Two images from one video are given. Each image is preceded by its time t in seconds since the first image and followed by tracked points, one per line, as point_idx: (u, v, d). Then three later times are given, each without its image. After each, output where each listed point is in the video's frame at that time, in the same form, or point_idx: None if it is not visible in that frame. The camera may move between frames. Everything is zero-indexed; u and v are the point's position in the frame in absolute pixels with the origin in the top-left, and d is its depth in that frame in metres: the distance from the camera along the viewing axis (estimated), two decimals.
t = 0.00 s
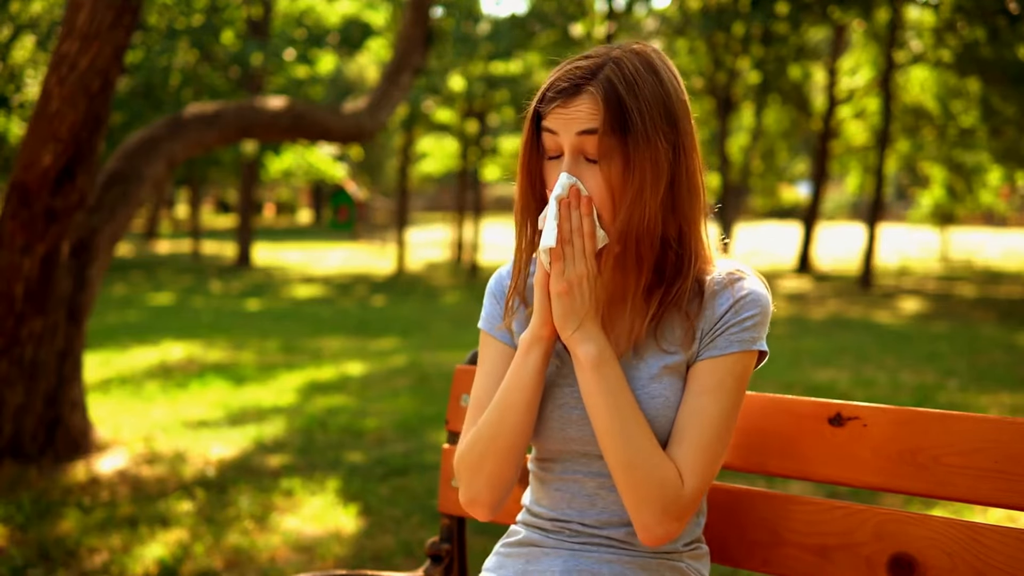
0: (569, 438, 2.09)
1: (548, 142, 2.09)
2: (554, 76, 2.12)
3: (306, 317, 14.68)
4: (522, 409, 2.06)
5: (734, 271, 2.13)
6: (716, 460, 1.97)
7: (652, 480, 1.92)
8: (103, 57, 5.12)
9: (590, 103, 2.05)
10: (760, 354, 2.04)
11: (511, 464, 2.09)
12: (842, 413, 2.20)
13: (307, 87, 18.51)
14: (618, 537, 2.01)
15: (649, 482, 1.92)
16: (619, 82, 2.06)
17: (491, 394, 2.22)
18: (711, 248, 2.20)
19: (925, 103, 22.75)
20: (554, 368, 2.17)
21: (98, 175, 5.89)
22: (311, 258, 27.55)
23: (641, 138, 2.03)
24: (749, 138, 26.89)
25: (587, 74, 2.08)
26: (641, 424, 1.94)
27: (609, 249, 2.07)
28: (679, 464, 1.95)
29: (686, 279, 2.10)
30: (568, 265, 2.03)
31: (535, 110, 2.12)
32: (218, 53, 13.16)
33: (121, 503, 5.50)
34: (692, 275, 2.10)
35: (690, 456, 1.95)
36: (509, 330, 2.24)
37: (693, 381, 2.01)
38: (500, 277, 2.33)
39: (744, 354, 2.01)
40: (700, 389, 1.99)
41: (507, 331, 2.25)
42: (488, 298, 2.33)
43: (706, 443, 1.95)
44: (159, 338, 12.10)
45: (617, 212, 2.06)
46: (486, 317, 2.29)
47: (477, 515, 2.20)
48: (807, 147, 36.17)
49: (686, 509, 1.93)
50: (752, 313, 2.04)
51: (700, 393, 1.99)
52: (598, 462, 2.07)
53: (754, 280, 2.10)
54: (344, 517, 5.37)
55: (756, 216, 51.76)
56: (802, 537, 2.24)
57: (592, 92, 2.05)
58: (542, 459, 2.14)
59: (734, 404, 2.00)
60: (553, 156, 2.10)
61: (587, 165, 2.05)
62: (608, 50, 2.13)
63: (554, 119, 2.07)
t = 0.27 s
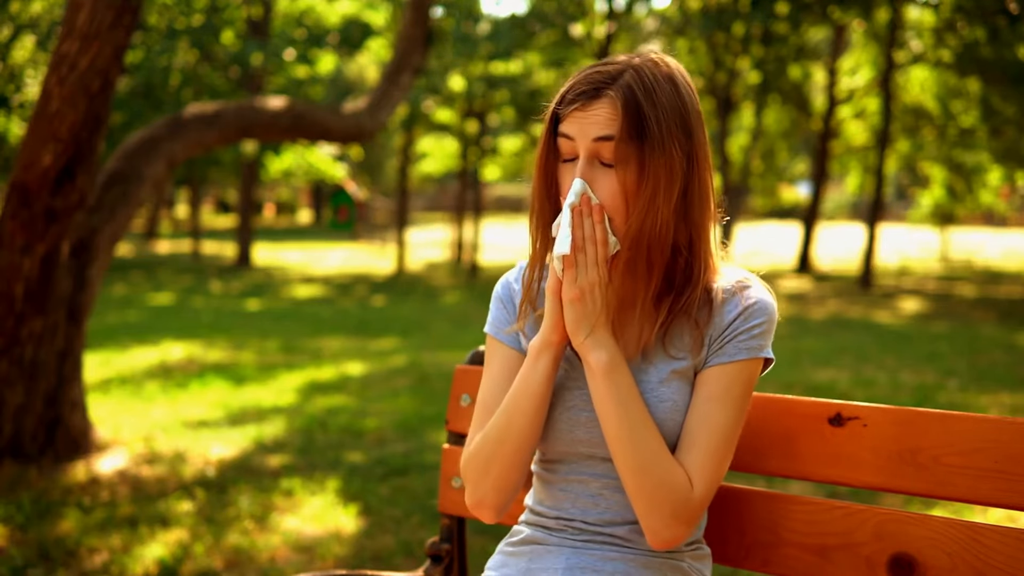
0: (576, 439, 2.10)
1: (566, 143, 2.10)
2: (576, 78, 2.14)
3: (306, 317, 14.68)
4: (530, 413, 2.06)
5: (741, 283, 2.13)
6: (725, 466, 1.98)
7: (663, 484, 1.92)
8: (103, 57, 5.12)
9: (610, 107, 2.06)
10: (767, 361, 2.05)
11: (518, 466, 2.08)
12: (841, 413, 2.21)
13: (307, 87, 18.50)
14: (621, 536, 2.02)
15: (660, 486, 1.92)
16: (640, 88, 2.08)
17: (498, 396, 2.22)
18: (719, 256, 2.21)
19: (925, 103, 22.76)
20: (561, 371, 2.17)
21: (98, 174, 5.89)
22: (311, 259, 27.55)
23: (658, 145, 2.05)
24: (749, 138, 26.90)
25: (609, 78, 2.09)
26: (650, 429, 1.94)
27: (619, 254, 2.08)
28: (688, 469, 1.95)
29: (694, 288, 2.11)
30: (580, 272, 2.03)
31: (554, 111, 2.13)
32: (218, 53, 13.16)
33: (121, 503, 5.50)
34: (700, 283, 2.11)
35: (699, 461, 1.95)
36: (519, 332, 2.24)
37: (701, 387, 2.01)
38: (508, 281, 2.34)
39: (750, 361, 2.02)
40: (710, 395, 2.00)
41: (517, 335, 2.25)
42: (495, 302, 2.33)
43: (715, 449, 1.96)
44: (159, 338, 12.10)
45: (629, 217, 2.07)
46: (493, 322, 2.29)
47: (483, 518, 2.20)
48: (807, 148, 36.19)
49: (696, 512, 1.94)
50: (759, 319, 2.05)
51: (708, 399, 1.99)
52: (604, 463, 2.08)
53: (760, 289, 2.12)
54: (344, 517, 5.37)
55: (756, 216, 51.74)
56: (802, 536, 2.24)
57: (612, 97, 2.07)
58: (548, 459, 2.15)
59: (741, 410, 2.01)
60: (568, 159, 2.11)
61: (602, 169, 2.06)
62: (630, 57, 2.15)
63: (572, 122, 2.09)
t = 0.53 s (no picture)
0: (583, 438, 2.12)
1: (585, 135, 2.16)
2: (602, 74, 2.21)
3: (306, 317, 14.68)
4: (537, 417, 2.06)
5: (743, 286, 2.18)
6: (739, 466, 2.01)
7: (681, 484, 1.93)
8: (103, 57, 5.12)
9: (633, 102, 2.13)
10: (773, 361, 2.08)
11: (523, 469, 2.09)
12: (842, 413, 2.20)
13: (307, 87, 18.49)
14: (626, 535, 2.05)
15: (675, 484, 1.93)
16: (663, 87, 2.14)
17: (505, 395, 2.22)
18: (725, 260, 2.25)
19: (925, 103, 22.77)
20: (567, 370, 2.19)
21: (98, 174, 5.89)
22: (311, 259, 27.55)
23: (676, 143, 2.10)
24: (749, 138, 26.90)
25: (633, 75, 2.16)
26: (662, 432, 1.95)
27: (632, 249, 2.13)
28: (702, 467, 1.97)
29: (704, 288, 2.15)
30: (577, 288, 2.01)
31: (577, 106, 2.20)
32: (218, 53, 13.16)
33: (121, 503, 5.50)
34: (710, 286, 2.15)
35: (711, 460, 1.98)
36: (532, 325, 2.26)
37: (711, 389, 2.05)
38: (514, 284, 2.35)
39: (757, 361, 2.05)
40: (720, 397, 2.03)
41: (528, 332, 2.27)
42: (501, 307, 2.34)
43: (729, 448, 1.99)
44: (159, 338, 12.10)
45: (644, 212, 2.11)
46: (499, 327, 2.30)
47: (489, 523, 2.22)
48: (807, 148, 36.19)
49: (714, 511, 1.97)
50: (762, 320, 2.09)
51: (719, 401, 2.03)
52: (608, 462, 2.10)
53: (765, 291, 2.16)
54: (344, 517, 5.37)
55: (756, 216, 51.75)
56: (802, 536, 2.24)
57: (637, 91, 2.13)
58: (552, 457, 2.17)
59: (751, 410, 2.04)
60: (587, 152, 2.17)
61: (621, 161, 2.11)
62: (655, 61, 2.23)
63: (594, 117, 2.15)
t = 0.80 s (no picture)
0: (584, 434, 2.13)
1: (600, 131, 2.21)
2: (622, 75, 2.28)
3: (306, 317, 14.68)
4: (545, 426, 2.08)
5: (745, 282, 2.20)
6: (754, 464, 2.04)
7: (702, 489, 1.96)
8: (103, 56, 5.12)
9: (653, 101, 2.19)
10: (777, 356, 2.09)
11: (530, 473, 2.12)
12: (842, 413, 2.21)
13: (307, 87, 18.49)
14: (629, 532, 2.07)
15: (693, 486, 1.96)
16: (682, 92, 2.21)
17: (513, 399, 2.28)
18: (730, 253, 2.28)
19: (925, 103, 22.77)
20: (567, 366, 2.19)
21: (98, 174, 5.89)
22: (311, 258, 27.54)
23: (692, 144, 2.16)
24: (749, 138, 26.90)
25: (653, 77, 2.23)
26: (670, 435, 1.96)
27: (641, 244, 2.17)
28: (719, 468, 2.01)
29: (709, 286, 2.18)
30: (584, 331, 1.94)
31: (594, 104, 2.26)
32: (218, 53, 13.15)
33: (121, 503, 5.50)
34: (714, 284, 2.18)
35: (728, 460, 2.01)
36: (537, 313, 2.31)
37: (718, 390, 2.07)
38: (514, 289, 2.37)
39: (763, 357, 2.07)
40: (730, 397, 2.05)
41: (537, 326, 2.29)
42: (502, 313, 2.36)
43: (743, 447, 2.02)
44: (159, 338, 12.09)
45: (655, 206, 2.16)
46: (500, 333, 2.33)
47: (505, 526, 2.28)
48: (807, 148, 36.18)
49: (740, 510, 2.01)
50: (763, 313, 2.11)
51: (729, 401, 2.05)
52: (611, 459, 2.12)
53: (765, 286, 2.18)
54: (344, 517, 5.37)
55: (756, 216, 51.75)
56: (803, 537, 2.24)
57: (658, 93, 2.19)
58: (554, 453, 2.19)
59: (759, 405, 2.06)
60: (600, 148, 2.21)
61: (636, 157, 2.16)
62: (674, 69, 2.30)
63: (611, 113, 2.21)
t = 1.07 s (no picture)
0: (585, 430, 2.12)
1: (609, 126, 2.20)
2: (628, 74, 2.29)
3: (306, 317, 14.67)
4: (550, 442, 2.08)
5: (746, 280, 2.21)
6: (763, 469, 2.06)
7: (719, 500, 1.99)
8: (103, 57, 5.11)
9: (662, 101, 2.20)
10: (779, 356, 2.09)
11: (534, 483, 2.13)
12: (842, 413, 2.21)
13: (307, 87, 18.48)
14: (631, 533, 2.07)
15: (706, 499, 1.98)
16: (692, 97, 2.22)
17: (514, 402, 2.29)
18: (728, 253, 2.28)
19: (925, 103, 22.77)
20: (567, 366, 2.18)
21: (98, 174, 5.89)
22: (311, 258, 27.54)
23: (702, 144, 2.17)
24: (749, 138, 26.90)
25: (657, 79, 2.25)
26: (677, 442, 1.97)
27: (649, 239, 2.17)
28: (732, 475, 2.03)
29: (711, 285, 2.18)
30: (592, 383, 1.88)
31: (602, 98, 2.26)
32: (219, 53, 13.14)
33: (121, 503, 5.50)
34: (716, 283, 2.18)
35: (740, 467, 2.03)
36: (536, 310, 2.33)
37: (724, 395, 2.08)
38: (509, 296, 2.38)
39: (767, 359, 2.08)
40: (737, 402, 2.06)
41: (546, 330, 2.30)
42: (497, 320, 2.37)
43: (753, 453, 2.04)
44: (159, 338, 12.10)
45: (665, 203, 2.16)
46: (497, 341, 2.34)
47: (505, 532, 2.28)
48: (807, 148, 36.18)
49: (753, 512, 2.05)
50: (761, 314, 2.12)
51: (737, 405, 2.06)
52: (615, 460, 2.13)
53: (763, 286, 2.18)
54: (344, 517, 5.37)
55: (757, 216, 51.74)
56: (802, 538, 2.24)
57: (670, 93, 2.21)
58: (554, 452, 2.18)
59: (765, 408, 2.07)
60: (607, 143, 2.20)
61: (645, 153, 2.16)
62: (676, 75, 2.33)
63: (620, 108, 2.21)
